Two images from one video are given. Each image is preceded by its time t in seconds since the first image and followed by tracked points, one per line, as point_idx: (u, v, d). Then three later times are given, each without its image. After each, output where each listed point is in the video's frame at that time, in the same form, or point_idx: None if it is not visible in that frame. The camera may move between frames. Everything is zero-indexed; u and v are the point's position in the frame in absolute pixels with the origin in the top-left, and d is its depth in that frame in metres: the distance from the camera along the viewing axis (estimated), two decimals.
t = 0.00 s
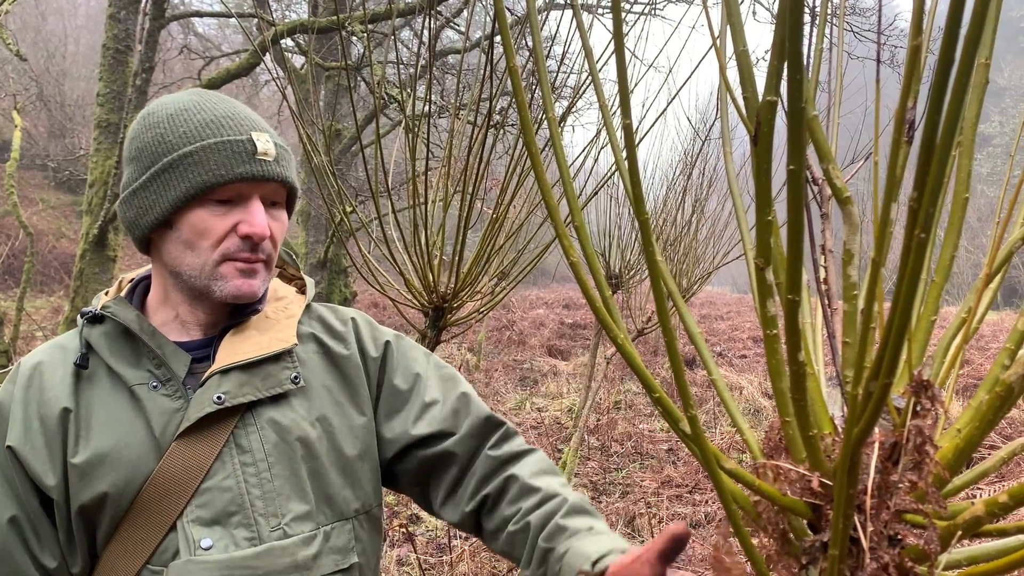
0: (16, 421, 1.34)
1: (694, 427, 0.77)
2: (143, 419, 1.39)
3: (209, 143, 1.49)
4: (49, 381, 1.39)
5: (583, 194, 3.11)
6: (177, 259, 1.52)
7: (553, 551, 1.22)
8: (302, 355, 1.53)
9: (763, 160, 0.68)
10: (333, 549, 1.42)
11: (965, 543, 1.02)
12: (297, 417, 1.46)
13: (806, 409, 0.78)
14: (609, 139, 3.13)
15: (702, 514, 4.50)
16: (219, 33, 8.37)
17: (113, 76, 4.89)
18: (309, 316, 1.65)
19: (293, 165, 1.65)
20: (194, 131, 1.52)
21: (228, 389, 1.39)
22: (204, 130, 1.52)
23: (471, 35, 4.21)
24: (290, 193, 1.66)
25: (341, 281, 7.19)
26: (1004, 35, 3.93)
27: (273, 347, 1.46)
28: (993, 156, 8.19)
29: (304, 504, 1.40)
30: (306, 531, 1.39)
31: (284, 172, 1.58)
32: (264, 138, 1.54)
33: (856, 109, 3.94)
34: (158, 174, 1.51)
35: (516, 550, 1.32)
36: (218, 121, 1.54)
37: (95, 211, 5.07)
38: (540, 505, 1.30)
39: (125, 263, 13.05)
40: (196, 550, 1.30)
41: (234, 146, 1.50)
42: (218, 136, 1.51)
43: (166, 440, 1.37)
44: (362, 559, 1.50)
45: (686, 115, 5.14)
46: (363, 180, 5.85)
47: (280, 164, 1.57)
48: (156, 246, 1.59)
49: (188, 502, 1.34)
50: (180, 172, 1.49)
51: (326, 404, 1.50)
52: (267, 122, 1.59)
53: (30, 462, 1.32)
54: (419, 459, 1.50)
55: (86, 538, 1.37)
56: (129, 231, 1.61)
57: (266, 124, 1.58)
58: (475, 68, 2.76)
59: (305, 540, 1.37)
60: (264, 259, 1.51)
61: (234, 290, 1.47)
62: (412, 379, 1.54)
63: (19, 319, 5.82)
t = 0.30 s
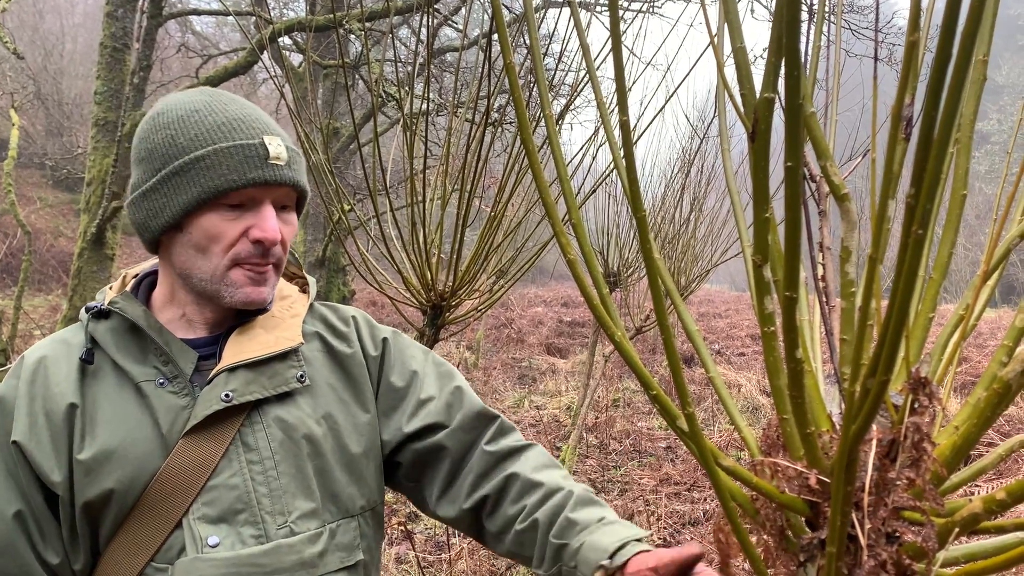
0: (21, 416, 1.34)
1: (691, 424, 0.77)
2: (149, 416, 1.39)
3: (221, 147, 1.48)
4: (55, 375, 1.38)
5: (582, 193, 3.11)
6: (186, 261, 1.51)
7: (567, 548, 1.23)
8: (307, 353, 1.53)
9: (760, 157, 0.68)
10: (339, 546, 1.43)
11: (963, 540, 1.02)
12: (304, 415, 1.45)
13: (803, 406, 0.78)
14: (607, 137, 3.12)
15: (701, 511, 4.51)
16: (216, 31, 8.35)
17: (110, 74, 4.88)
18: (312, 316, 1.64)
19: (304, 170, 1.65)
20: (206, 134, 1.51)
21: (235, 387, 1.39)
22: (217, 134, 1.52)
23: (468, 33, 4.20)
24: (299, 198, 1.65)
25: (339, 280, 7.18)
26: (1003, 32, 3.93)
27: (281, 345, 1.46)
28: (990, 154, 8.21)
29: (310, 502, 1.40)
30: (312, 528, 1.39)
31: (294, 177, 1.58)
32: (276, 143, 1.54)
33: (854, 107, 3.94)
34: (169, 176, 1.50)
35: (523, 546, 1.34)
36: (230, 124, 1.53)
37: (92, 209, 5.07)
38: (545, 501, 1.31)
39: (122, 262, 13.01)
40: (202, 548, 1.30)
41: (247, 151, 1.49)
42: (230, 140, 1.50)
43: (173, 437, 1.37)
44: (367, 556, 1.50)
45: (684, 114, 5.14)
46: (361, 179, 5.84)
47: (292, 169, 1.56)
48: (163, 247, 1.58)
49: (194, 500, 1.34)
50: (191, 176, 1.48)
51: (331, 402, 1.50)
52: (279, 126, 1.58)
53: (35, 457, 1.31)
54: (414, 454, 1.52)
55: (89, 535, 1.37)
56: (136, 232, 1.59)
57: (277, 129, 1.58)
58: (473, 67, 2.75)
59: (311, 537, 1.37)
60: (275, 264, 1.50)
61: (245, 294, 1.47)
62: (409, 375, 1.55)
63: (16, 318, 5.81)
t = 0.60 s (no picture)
0: (65, 402, 1.32)
1: (690, 423, 0.77)
2: (186, 408, 1.35)
3: (255, 130, 1.44)
4: (99, 363, 1.36)
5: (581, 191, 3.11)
6: (225, 248, 1.47)
7: None
8: (349, 354, 1.45)
9: (760, 155, 0.67)
10: (370, 555, 1.35)
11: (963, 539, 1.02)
12: (341, 417, 1.38)
13: (802, 406, 0.78)
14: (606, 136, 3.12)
15: (699, 510, 4.53)
16: (215, 30, 8.38)
17: (109, 73, 4.95)
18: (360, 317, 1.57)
19: (347, 156, 1.58)
20: (242, 118, 1.48)
21: (272, 385, 1.34)
22: (252, 117, 1.47)
23: (467, 31, 4.20)
24: (342, 185, 1.58)
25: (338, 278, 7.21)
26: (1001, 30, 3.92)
27: (322, 345, 1.40)
28: (989, 152, 8.21)
29: (342, 507, 1.33)
30: (343, 534, 1.32)
31: (332, 161, 1.51)
32: (311, 126, 1.47)
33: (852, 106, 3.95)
34: (207, 161, 1.47)
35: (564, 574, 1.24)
36: (267, 108, 1.49)
37: (90, 207, 5.19)
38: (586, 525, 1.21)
39: (121, 260, 13.06)
40: (230, 547, 1.25)
41: (280, 133, 1.44)
42: (265, 123, 1.46)
43: (207, 432, 1.33)
44: (400, 568, 1.42)
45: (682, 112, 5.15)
46: (360, 177, 5.86)
47: (328, 153, 1.49)
48: (207, 235, 1.56)
49: (226, 497, 1.29)
50: (227, 160, 1.45)
51: (369, 405, 1.42)
52: (317, 110, 1.52)
53: (74, 444, 1.29)
54: (452, 465, 1.43)
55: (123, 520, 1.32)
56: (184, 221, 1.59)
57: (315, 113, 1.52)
58: (471, 65, 2.74)
59: (340, 543, 1.29)
60: (311, 249, 1.43)
61: (279, 279, 1.40)
62: (452, 383, 1.46)
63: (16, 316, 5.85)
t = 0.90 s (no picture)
0: (133, 378, 1.28)
1: (689, 424, 0.76)
2: (252, 399, 1.31)
3: (311, 114, 1.39)
4: (169, 344, 1.32)
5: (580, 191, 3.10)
6: (287, 236, 1.43)
7: None
8: (416, 360, 1.40)
9: (761, 156, 0.67)
10: (418, 563, 1.30)
11: (967, 541, 1.02)
12: (402, 424, 1.33)
13: (802, 407, 0.77)
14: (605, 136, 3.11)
15: (698, 510, 4.53)
16: (214, 28, 8.36)
17: (107, 72, 4.97)
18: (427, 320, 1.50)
19: (412, 143, 1.48)
20: (301, 104, 1.42)
21: (338, 386, 1.30)
22: (310, 103, 1.42)
23: (466, 30, 4.17)
24: (407, 174, 1.47)
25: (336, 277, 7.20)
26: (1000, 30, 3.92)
27: (391, 349, 1.35)
28: (988, 152, 8.21)
29: (396, 514, 1.29)
30: (393, 542, 1.27)
31: (390, 146, 1.41)
32: (367, 110, 1.39)
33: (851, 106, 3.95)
34: (270, 148, 1.45)
35: None
36: (328, 94, 1.42)
37: (88, 206, 5.18)
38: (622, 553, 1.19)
39: (118, 259, 13.02)
40: (284, 545, 1.21)
41: (334, 117, 1.38)
42: (321, 107, 1.40)
43: (272, 427, 1.29)
44: None
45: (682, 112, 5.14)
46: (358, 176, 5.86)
47: (385, 138, 1.40)
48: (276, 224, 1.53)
49: (283, 493, 1.25)
50: (284, 145, 1.41)
51: (431, 414, 1.37)
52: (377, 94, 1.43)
53: (139, 422, 1.25)
54: (502, 483, 1.39)
55: (180, 503, 1.28)
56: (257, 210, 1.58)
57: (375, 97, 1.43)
58: (470, 65, 2.73)
59: (391, 551, 1.26)
60: (364, 238, 1.36)
61: (331, 267, 1.34)
62: (513, 400, 1.41)
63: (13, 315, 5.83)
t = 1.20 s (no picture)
0: (185, 367, 1.28)
1: (688, 425, 0.76)
2: (302, 395, 1.31)
3: (367, 120, 1.39)
4: (222, 336, 1.32)
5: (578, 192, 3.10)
6: (340, 237, 1.43)
7: None
8: (458, 366, 1.40)
9: (760, 159, 0.67)
10: (453, 564, 1.32)
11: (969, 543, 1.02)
12: (444, 427, 1.34)
13: (800, 408, 0.77)
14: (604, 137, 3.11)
15: (696, 511, 4.54)
16: (212, 28, 8.34)
17: (105, 72, 4.97)
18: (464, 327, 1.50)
19: (464, 150, 1.47)
20: (357, 109, 1.42)
21: (388, 388, 1.30)
22: (367, 109, 1.41)
23: (465, 31, 4.17)
24: (458, 180, 1.47)
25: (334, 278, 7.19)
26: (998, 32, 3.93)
27: (439, 354, 1.34)
28: (986, 153, 8.21)
29: (436, 516, 1.29)
30: (433, 543, 1.28)
31: (444, 151, 1.41)
32: (422, 116, 1.39)
33: (849, 107, 3.96)
34: (327, 152, 1.45)
35: None
36: (384, 100, 1.42)
37: (87, 206, 5.17)
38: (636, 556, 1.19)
39: (115, 259, 13.01)
40: (329, 543, 1.22)
41: (390, 123, 1.38)
42: (378, 113, 1.40)
43: (321, 425, 1.29)
44: None
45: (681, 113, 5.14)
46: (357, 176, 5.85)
47: (439, 144, 1.40)
48: (328, 225, 1.53)
49: (327, 490, 1.26)
50: (340, 150, 1.41)
51: (470, 418, 1.37)
52: (431, 101, 1.43)
53: (190, 412, 1.26)
54: (529, 488, 1.40)
55: (225, 493, 1.29)
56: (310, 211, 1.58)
57: (429, 104, 1.43)
58: (470, 65, 2.72)
59: (430, 551, 1.26)
60: (416, 241, 1.35)
61: (384, 269, 1.33)
62: (543, 407, 1.42)
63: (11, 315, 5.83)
